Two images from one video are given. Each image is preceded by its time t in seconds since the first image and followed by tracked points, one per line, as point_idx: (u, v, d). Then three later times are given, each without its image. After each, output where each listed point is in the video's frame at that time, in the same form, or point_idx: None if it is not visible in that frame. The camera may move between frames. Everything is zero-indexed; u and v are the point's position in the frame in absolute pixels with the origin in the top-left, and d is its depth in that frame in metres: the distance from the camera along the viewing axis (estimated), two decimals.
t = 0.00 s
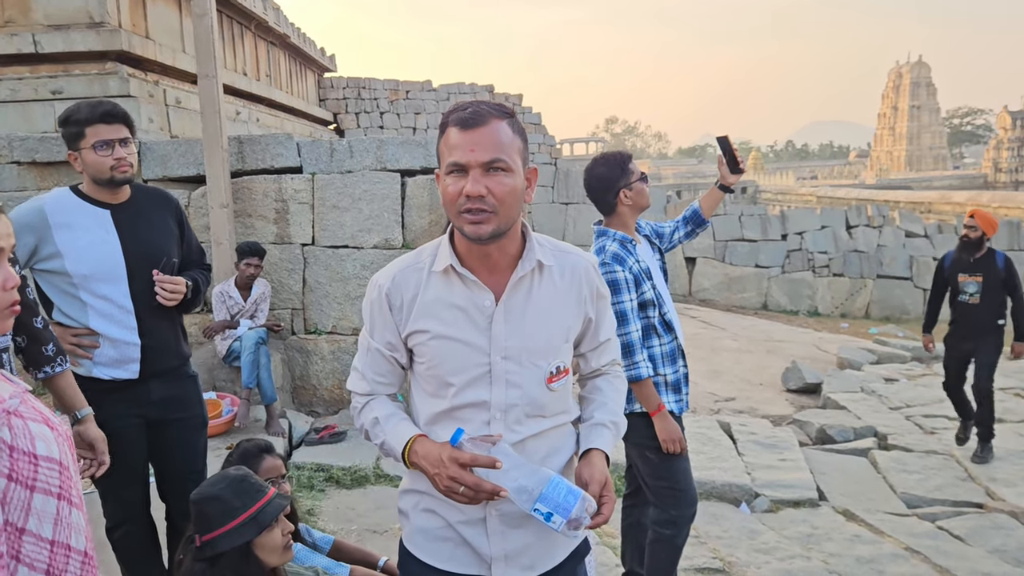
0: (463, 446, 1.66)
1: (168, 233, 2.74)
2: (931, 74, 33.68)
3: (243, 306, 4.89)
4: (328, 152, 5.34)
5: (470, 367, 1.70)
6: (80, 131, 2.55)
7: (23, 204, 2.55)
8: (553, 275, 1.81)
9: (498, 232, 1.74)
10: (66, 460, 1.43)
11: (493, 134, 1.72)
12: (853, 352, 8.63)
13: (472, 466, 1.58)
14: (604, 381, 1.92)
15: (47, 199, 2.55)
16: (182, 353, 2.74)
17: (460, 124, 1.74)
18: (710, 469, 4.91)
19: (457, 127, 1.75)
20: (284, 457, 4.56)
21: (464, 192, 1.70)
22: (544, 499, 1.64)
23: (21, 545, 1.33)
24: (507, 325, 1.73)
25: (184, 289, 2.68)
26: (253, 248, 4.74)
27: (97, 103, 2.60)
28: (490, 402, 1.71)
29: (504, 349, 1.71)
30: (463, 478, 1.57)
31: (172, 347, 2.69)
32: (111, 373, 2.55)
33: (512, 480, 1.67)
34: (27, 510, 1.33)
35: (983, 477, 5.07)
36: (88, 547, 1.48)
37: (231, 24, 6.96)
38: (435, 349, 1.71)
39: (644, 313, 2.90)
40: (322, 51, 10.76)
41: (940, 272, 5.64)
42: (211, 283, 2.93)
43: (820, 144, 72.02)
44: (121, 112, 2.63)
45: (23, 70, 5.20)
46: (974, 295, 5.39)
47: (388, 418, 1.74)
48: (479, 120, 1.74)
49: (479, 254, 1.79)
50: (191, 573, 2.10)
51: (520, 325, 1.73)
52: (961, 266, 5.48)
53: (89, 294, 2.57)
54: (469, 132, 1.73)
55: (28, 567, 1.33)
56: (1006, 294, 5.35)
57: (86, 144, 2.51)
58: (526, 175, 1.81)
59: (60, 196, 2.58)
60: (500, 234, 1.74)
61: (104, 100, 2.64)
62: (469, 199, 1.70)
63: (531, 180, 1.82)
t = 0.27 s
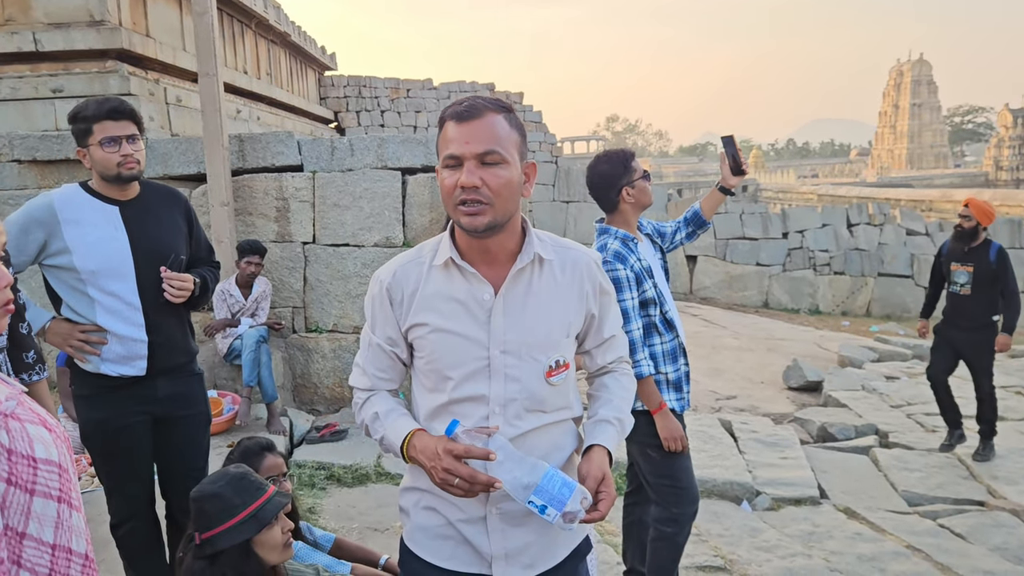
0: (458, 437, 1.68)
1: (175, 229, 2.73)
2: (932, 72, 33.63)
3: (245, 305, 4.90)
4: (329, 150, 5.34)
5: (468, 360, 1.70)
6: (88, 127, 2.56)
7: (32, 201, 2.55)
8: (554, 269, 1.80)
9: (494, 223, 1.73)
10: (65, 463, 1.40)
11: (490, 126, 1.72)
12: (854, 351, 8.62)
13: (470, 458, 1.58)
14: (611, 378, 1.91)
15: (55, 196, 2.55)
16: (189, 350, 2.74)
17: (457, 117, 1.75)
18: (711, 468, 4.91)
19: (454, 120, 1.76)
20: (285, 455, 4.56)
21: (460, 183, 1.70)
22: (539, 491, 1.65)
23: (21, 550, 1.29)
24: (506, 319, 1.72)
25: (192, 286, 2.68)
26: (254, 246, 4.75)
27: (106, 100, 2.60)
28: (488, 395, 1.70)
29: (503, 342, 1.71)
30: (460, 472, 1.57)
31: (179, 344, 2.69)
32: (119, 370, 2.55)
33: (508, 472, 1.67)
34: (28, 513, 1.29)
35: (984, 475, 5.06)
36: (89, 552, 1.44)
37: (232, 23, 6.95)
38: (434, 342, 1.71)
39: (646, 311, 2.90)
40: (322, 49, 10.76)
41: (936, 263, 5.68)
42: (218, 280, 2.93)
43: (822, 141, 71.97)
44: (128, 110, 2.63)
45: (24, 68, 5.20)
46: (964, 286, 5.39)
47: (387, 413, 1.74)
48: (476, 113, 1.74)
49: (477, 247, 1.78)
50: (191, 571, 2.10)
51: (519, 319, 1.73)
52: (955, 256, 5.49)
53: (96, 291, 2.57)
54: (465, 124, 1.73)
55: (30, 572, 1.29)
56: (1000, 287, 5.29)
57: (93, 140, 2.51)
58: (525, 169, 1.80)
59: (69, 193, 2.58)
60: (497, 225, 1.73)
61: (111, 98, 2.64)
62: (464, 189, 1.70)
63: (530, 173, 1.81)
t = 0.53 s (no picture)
0: (442, 431, 1.70)
1: (179, 227, 2.73)
2: (933, 71, 33.60)
3: (245, 305, 4.91)
4: (329, 149, 5.34)
5: (465, 354, 1.70)
6: (91, 127, 2.56)
7: (37, 200, 2.55)
8: (556, 269, 1.78)
9: (489, 212, 1.73)
10: (61, 469, 1.37)
11: (496, 118, 1.73)
12: (855, 350, 8.61)
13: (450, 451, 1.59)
14: (614, 387, 1.85)
15: (61, 194, 2.56)
16: (193, 349, 2.74)
17: (467, 108, 1.78)
18: (712, 467, 4.90)
19: (464, 111, 1.78)
20: (286, 454, 4.56)
21: (457, 168, 1.72)
22: (518, 491, 1.60)
23: (17, 558, 1.27)
24: (504, 315, 1.72)
25: (195, 285, 2.68)
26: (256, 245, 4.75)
27: (109, 99, 2.60)
28: (484, 391, 1.70)
29: (500, 339, 1.70)
30: (439, 463, 1.58)
31: (183, 344, 2.70)
32: (122, 369, 2.55)
33: (490, 470, 1.65)
34: (23, 521, 1.27)
35: (985, 475, 5.06)
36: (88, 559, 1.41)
37: (233, 22, 6.96)
38: (432, 335, 1.72)
39: (646, 311, 2.89)
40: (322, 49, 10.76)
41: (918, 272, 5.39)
42: (222, 279, 2.93)
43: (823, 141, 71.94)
44: (132, 109, 2.63)
45: (25, 68, 5.20)
46: (946, 294, 5.13)
47: (387, 406, 1.76)
48: (485, 105, 1.76)
49: (478, 235, 1.79)
50: (191, 572, 2.10)
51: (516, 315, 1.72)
52: (935, 263, 5.21)
53: (100, 290, 2.57)
54: (472, 114, 1.75)
55: None
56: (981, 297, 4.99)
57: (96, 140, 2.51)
58: (531, 164, 1.79)
59: (75, 191, 2.58)
60: (492, 214, 1.73)
61: (114, 97, 2.64)
62: (461, 174, 1.71)
63: (537, 171, 1.80)
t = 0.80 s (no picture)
0: (427, 427, 1.70)
1: (182, 226, 2.73)
2: (934, 70, 33.56)
3: (246, 304, 4.91)
4: (330, 149, 5.34)
5: (467, 351, 1.71)
6: (93, 127, 2.56)
7: (39, 199, 2.55)
8: (564, 272, 1.76)
9: (495, 211, 1.72)
10: (56, 473, 1.34)
11: (509, 118, 1.73)
12: (856, 349, 8.60)
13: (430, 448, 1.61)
14: (620, 398, 1.79)
15: (63, 194, 2.56)
16: (195, 349, 2.74)
17: (484, 107, 1.78)
18: (713, 467, 4.90)
19: (482, 109, 1.79)
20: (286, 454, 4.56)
21: (467, 166, 1.72)
22: (494, 495, 1.60)
23: (10, 566, 1.24)
24: (506, 314, 1.71)
25: (197, 284, 2.67)
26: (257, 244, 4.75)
27: (111, 99, 2.60)
28: (484, 389, 1.70)
29: (502, 338, 1.70)
30: (418, 459, 1.61)
31: (185, 344, 2.69)
32: (125, 369, 2.55)
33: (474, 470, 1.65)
34: (16, 527, 1.25)
35: (987, 474, 5.06)
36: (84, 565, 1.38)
37: (234, 22, 6.97)
38: (437, 331, 1.74)
39: (647, 310, 2.89)
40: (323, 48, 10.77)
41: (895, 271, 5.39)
42: (225, 278, 2.93)
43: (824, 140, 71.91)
44: (133, 109, 2.63)
45: (26, 67, 5.20)
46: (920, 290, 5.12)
47: (392, 399, 1.80)
48: (501, 104, 1.76)
49: (488, 235, 1.79)
50: (196, 571, 2.10)
51: (519, 315, 1.71)
52: (909, 260, 5.21)
53: (102, 290, 2.57)
54: (487, 113, 1.75)
55: None
56: (957, 292, 4.97)
57: (98, 140, 2.51)
58: (543, 166, 1.78)
59: (77, 190, 2.58)
60: (498, 214, 1.73)
61: (116, 97, 2.64)
62: (469, 172, 1.72)
63: (548, 173, 1.79)
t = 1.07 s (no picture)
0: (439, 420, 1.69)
1: (182, 225, 2.73)
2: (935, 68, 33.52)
3: (246, 303, 4.90)
4: (331, 147, 5.34)
5: (473, 346, 1.72)
6: (93, 126, 2.55)
7: (39, 199, 2.55)
8: (573, 272, 1.75)
9: (505, 204, 1.72)
10: (54, 475, 1.34)
11: (523, 113, 1.74)
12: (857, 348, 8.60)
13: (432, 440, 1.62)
14: (626, 403, 1.76)
15: (63, 194, 2.56)
16: (197, 348, 2.75)
17: (499, 102, 1.79)
18: (714, 465, 4.90)
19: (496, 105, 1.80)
20: (287, 452, 4.57)
21: (480, 159, 1.73)
22: (481, 504, 1.59)
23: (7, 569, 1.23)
24: (512, 310, 1.72)
25: (198, 283, 2.67)
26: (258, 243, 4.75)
27: (110, 97, 2.60)
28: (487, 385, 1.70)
29: (507, 334, 1.70)
30: (420, 450, 1.63)
31: (186, 343, 2.69)
32: (127, 369, 2.55)
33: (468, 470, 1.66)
34: (13, 530, 1.24)
35: (988, 472, 5.06)
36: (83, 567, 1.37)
37: (235, 21, 6.97)
38: (445, 325, 1.76)
39: (648, 308, 2.88)
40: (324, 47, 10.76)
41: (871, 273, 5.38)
42: (226, 277, 2.93)
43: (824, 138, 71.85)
44: (133, 107, 2.63)
45: (27, 66, 5.20)
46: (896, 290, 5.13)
47: (401, 394, 1.82)
48: (515, 100, 1.77)
49: (499, 230, 1.80)
50: (201, 571, 2.11)
51: (525, 312, 1.72)
52: (884, 262, 5.22)
53: (104, 290, 2.57)
54: (501, 108, 1.76)
55: None
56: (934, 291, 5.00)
57: (97, 139, 2.51)
58: (556, 162, 1.77)
59: (77, 190, 2.58)
60: (508, 207, 1.73)
61: (115, 95, 2.64)
62: (482, 165, 1.72)
63: (560, 169, 1.78)
